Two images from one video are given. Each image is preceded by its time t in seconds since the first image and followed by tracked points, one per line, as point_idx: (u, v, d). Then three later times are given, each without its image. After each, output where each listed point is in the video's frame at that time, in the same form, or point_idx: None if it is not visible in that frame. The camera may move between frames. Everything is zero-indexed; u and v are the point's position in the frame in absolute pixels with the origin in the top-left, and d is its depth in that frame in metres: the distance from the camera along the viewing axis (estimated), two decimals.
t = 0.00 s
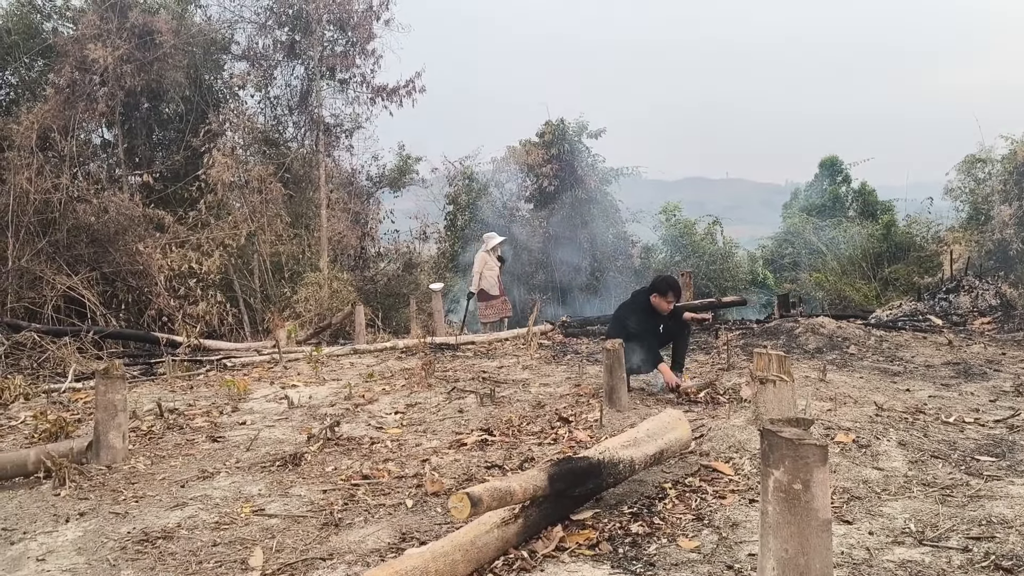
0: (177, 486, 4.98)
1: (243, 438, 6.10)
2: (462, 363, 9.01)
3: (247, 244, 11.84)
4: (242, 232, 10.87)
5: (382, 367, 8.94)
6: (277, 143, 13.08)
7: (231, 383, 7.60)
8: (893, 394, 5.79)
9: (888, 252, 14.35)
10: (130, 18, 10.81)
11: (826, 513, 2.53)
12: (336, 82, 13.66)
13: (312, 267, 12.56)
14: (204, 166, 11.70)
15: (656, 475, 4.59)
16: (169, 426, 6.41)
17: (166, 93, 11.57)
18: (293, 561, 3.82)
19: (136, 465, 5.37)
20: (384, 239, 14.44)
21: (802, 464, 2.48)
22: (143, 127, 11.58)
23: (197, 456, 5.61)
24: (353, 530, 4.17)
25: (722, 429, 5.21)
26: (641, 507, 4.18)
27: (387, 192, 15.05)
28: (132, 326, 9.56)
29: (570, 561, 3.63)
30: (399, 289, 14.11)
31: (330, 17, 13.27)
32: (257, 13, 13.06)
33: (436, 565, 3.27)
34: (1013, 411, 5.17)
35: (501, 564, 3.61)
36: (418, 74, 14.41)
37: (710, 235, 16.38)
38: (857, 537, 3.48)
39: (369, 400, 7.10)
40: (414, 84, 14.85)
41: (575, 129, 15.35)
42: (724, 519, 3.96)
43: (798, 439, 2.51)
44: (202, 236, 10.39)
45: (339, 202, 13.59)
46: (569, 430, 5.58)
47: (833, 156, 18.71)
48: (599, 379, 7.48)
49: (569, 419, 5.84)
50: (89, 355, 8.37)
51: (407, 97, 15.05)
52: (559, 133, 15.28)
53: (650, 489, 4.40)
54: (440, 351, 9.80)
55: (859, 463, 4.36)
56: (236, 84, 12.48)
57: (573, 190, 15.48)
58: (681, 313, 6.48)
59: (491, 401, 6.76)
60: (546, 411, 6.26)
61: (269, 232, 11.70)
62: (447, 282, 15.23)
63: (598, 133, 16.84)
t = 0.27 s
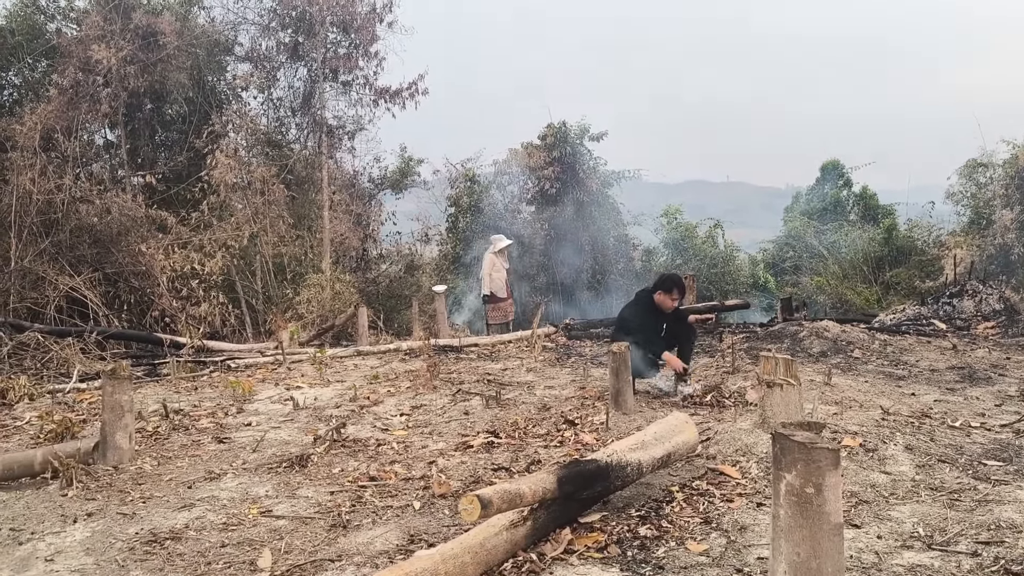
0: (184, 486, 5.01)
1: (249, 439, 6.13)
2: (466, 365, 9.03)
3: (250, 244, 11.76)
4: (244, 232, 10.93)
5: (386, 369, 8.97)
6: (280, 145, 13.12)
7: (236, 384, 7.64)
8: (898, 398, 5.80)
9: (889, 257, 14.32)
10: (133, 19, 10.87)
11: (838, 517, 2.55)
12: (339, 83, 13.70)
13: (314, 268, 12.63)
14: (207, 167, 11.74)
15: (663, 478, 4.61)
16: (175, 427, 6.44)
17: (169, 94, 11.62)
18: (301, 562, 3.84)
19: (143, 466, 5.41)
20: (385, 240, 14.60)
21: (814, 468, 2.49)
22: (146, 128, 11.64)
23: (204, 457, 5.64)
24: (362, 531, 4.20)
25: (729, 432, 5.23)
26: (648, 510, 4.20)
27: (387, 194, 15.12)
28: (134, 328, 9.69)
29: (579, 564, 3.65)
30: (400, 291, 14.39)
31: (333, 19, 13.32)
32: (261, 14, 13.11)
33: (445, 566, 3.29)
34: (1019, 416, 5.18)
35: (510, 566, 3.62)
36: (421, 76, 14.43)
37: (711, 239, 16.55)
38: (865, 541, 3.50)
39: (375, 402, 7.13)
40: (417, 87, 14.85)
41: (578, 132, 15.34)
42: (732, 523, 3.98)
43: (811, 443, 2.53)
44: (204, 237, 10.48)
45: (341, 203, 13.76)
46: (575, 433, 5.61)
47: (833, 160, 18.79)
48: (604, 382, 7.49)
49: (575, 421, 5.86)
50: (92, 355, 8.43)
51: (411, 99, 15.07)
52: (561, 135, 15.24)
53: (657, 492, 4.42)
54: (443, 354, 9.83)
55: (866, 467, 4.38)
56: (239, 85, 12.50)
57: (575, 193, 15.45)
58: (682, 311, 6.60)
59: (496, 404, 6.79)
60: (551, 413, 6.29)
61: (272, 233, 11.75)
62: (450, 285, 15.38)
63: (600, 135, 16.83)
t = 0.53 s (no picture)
0: (190, 488, 5.06)
1: (253, 442, 6.17)
2: (468, 369, 9.08)
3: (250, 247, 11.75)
4: (244, 235, 10.99)
5: (388, 373, 9.01)
6: (281, 148, 13.18)
7: (240, 386, 7.69)
8: (901, 403, 5.84)
9: (889, 263, 14.43)
10: (136, 22, 10.95)
11: (845, 520, 2.59)
12: (340, 87, 13.82)
13: (314, 272, 12.70)
14: (208, 169, 11.80)
15: (667, 481, 4.66)
16: (179, 429, 6.49)
17: (171, 97, 11.70)
18: (308, 563, 3.89)
19: (147, 467, 5.46)
20: (386, 244, 14.64)
21: (821, 471, 2.54)
22: (147, 131, 11.76)
23: (208, 459, 5.69)
24: (368, 534, 4.24)
25: (732, 437, 5.28)
26: (653, 513, 4.24)
27: (389, 198, 15.37)
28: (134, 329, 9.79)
29: (585, 567, 3.68)
30: (401, 295, 14.34)
31: (335, 23, 13.43)
32: (263, 18, 13.19)
33: (453, 568, 3.33)
34: (1021, 422, 5.22)
35: (517, 569, 3.66)
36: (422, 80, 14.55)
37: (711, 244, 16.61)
38: (870, 545, 3.54)
39: (378, 405, 7.18)
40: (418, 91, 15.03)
41: (578, 137, 15.38)
42: (737, 527, 4.02)
43: (818, 446, 2.58)
44: (205, 240, 10.55)
45: (341, 207, 13.89)
46: (579, 436, 5.65)
47: (834, 166, 18.89)
48: (607, 386, 7.53)
49: (579, 425, 5.91)
50: (94, 357, 8.47)
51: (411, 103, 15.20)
52: (561, 140, 15.27)
53: (662, 496, 4.46)
54: (446, 357, 9.88)
55: (870, 472, 4.42)
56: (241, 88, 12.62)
57: (575, 198, 15.49)
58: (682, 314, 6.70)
59: (499, 407, 6.83)
60: (555, 417, 6.33)
61: (273, 236, 11.83)
62: (451, 289, 15.61)
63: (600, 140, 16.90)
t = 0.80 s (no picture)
0: (194, 491, 5.11)
1: (256, 445, 6.22)
2: (470, 373, 9.12)
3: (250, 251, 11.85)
4: (244, 239, 11.05)
5: (390, 377, 9.06)
6: (282, 151, 13.24)
7: (242, 390, 7.74)
8: (902, 410, 5.89)
9: (888, 270, 14.50)
10: (137, 25, 10.96)
11: (850, 526, 2.63)
12: (341, 91, 13.90)
13: (313, 276, 12.78)
14: (209, 173, 11.85)
15: (670, 486, 4.70)
16: (182, 432, 6.53)
17: (172, 100, 11.74)
18: (313, 566, 3.93)
19: (151, 470, 5.51)
20: (385, 248, 14.72)
21: (827, 477, 2.59)
22: (147, 134, 11.84)
23: (212, 462, 5.74)
24: (372, 537, 4.29)
25: (735, 443, 5.32)
26: (656, 518, 4.29)
27: (388, 202, 15.27)
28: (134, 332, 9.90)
29: (589, 571, 3.73)
30: (400, 299, 14.60)
31: (336, 27, 13.53)
32: (264, 22, 13.27)
33: (457, 571, 3.37)
34: (1020, 430, 5.26)
35: (521, 572, 3.71)
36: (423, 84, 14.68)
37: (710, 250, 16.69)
38: (872, 551, 3.59)
39: (380, 409, 7.22)
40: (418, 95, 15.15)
41: (578, 142, 15.42)
42: (740, 532, 4.07)
43: (823, 452, 2.62)
44: (205, 243, 10.60)
45: (341, 211, 13.89)
46: (581, 441, 5.70)
47: (834, 173, 18.96)
48: (609, 392, 7.58)
49: (581, 430, 5.96)
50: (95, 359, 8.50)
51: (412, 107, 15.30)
52: (561, 145, 15.31)
53: (664, 501, 4.51)
54: (447, 361, 9.92)
55: (872, 478, 4.47)
56: (241, 92, 12.72)
57: (574, 203, 15.53)
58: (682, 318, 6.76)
59: (501, 412, 6.88)
60: (557, 422, 6.38)
61: (273, 240, 11.90)
62: (451, 293, 15.73)
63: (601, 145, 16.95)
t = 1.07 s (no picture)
0: (199, 491, 5.15)
1: (260, 446, 6.26)
2: (473, 376, 9.16)
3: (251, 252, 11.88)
4: (246, 240, 11.10)
5: (392, 379, 9.11)
6: (285, 154, 13.29)
7: (245, 391, 7.79)
8: (904, 415, 5.92)
9: (889, 276, 14.54)
10: (141, 27, 11.06)
11: (855, 529, 2.67)
12: (343, 94, 13.98)
13: (315, 278, 12.84)
14: (212, 174, 11.91)
15: (674, 490, 4.74)
16: (186, 433, 6.57)
17: (175, 102, 11.80)
18: (319, 567, 3.97)
19: (156, 470, 5.55)
20: (386, 251, 14.79)
21: (832, 480, 2.63)
22: (150, 135, 11.87)
23: (217, 463, 5.78)
24: (378, 538, 4.33)
25: (738, 446, 5.36)
26: (660, 521, 4.33)
27: (390, 205, 15.31)
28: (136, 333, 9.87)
29: (593, 573, 3.76)
30: (400, 302, 14.56)
31: (340, 30, 13.63)
32: (268, 24, 13.35)
33: (463, 572, 3.40)
34: (1022, 435, 5.29)
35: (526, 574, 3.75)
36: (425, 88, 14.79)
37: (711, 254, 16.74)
38: (876, 555, 3.62)
39: (384, 411, 7.26)
40: (421, 99, 15.27)
41: (580, 145, 15.49)
42: (744, 535, 4.11)
43: (829, 456, 2.66)
44: (207, 244, 10.66)
45: (343, 213, 13.96)
46: (584, 444, 5.74)
47: (834, 178, 19.02)
48: (611, 395, 7.61)
49: (585, 433, 6.00)
50: (98, 359, 8.53)
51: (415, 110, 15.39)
52: (563, 148, 15.38)
53: (668, 504, 4.55)
54: (450, 364, 9.96)
55: (875, 482, 4.50)
56: (244, 94, 12.81)
57: (575, 206, 15.59)
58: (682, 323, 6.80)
59: (504, 415, 6.92)
60: (560, 425, 6.41)
61: (275, 242, 11.96)
62: (452, 296, 15.77)
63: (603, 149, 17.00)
